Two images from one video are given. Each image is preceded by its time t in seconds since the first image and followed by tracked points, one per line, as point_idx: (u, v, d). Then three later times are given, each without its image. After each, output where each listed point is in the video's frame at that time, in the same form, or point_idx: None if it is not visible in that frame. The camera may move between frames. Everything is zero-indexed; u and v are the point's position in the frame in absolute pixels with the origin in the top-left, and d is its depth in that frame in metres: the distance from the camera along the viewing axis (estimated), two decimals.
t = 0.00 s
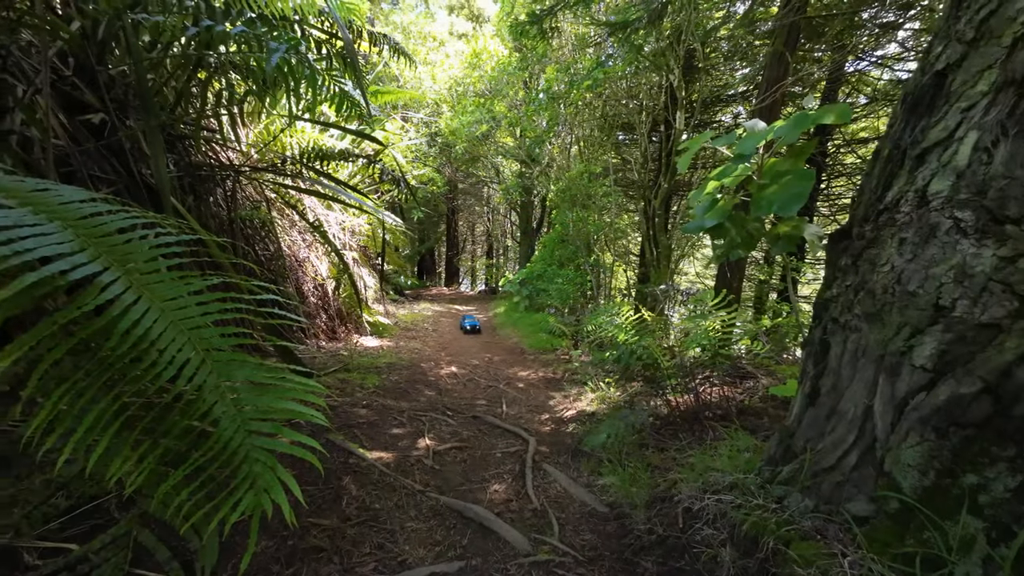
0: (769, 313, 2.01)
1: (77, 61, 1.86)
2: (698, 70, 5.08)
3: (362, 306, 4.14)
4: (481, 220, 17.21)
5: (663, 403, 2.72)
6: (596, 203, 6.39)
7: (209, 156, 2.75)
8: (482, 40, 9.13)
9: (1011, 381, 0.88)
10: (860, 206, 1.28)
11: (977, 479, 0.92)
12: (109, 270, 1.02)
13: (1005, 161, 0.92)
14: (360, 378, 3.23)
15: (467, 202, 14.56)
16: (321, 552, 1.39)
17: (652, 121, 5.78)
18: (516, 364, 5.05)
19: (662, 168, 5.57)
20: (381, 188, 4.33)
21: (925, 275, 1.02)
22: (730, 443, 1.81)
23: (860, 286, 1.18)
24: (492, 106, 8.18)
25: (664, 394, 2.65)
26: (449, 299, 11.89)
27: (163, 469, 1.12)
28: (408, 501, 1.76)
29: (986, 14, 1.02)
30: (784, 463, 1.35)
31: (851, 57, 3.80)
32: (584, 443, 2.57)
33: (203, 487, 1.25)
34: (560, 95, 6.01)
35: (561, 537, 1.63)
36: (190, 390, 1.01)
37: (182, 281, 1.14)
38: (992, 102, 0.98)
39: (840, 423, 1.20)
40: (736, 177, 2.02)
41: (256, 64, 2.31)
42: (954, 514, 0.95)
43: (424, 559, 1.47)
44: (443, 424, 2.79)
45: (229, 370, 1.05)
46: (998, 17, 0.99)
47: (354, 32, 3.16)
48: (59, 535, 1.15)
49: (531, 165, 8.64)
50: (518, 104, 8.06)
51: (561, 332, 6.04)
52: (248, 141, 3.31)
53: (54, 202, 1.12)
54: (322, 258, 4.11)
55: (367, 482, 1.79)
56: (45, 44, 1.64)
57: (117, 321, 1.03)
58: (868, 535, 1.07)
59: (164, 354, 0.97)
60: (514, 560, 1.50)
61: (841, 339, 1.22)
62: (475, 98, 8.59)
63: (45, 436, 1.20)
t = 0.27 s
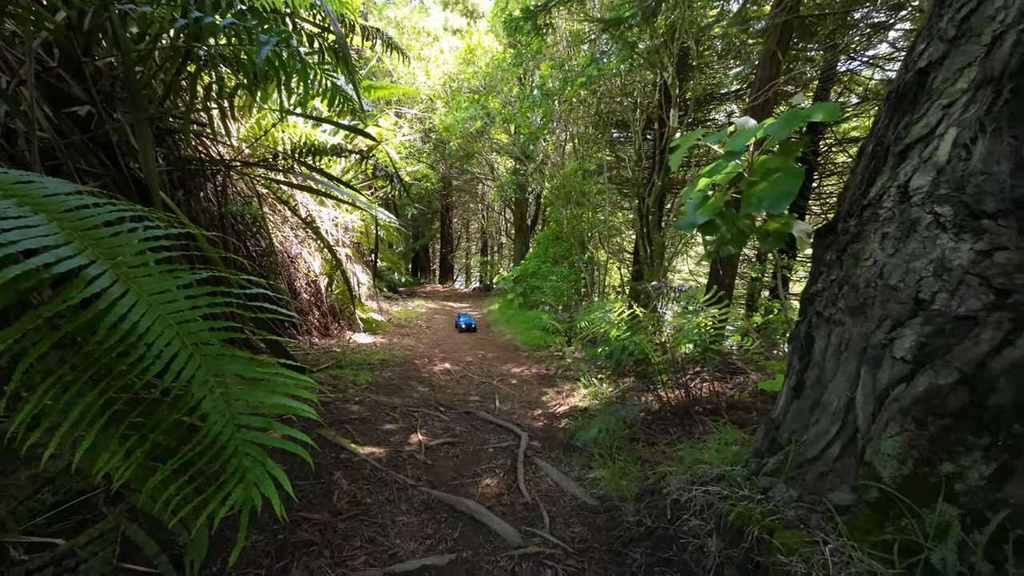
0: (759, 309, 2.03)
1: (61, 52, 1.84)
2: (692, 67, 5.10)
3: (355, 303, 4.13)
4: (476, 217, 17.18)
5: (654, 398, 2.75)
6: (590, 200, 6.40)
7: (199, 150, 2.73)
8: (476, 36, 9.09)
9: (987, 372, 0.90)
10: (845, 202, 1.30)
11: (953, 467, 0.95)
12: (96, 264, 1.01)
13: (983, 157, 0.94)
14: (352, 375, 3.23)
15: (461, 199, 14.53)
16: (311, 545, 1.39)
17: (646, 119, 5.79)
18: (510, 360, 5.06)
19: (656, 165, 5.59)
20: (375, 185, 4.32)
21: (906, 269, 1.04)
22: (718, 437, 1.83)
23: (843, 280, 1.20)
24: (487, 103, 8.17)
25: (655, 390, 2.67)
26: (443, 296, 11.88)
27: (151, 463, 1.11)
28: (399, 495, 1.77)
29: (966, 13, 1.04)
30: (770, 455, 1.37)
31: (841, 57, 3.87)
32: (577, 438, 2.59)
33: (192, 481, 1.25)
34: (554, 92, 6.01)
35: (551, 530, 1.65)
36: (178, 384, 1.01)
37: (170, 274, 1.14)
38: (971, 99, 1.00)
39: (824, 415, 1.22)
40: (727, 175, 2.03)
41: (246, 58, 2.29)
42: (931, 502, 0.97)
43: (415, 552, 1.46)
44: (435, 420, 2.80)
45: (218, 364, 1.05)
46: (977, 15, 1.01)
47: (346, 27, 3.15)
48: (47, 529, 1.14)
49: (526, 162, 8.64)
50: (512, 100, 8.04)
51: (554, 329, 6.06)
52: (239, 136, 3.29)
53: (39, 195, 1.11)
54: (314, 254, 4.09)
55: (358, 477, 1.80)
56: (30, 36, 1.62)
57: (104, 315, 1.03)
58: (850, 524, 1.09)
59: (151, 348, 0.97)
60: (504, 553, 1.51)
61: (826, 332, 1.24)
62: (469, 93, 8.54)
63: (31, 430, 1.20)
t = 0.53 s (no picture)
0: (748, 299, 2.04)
1: (45, 38, 1.81)
2: (687, 60, 5.09)
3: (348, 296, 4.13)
4: (471, 211, 17.14)
5: (645, 388, 2.77)
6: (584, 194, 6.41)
7: (188, 141, 2.71)
8: (471, 27, 9.01)
9: (960, 354, 0.93)
10: (829, 189, 1.31)
11: (928, 448, 0.97)
12: (80, 250, 1.01)
13: (960, 144, 0.97)
14: (345, 367, 3.24)
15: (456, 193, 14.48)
16: (302, 531, 1.41)
17: (641, 112, 5.79)
18: (504, 353, 5.07)
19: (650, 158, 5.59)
20: (367, 177, 4.31)
21: (885, 255, 1.06)
22: (706, 424, 1.85)
23: (826, 267, 1.21)
24: (482, 96, 8.12)
25: (646, 380, 2.69)
26: (438, 290, 11.86)
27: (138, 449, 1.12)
28: (390, 483, 1.79)
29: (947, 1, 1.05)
30: (754, 440, 1.39)
31: (838, 52, 3.86)
32: (568, 428, 2.60)
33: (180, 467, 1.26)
34: (549, 84, 5.98)
35: (541, 516, 1.67)
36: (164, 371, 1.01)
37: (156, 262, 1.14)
38: (951, 86, 1.01)
39: (806, 400, 1.24)
40: (718, 166, 2.04)
41: (235, 47, 2.27)
42: (906, 482, 1.00)
43: (405, 538, 1.48)
44: (428, 411, 2.81)
45: (204, 352, 1.06)
46: (958, 3, 1.03)
47: (338, 17, 3.13)
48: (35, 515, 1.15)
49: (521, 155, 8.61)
50: (507, 93, 8.00)
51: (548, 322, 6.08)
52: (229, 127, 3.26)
53: (22, 181, 1.11)
54: (307, 247, 4.08)
55: (349, 466, 1.81)
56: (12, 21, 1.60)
57: (88, 302, 1.03)
58: (828, 505, 1.12)
59: (137, 335, 0.98)
60: (493, 538, 1.52)
61: (808, 319, 1.26)
62: (464, 85, 8.50)
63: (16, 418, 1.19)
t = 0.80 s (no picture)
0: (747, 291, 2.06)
1: (47, 33, 1.82)
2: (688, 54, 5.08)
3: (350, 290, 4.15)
4: (471, 207, 17.14)
5: (646, 380, 2.79)
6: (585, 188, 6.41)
7: (189, 135, 2.72)
8: (472, 21, 8.97)
9: (953, 337, 0.95)
10: (827, 178, 1.32)
11: (921, 429, 0.99)
12: (89, 241, 1.03)
13: (956, 130, 0.99)
14: (348, 360, 3.26)
15: (456, 188, 14.48)
16: (308, 516, 1.43)
17: (642, 106, 5.78)
18: (505, 347, 5.10)
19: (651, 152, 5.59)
20: (369, 172, 4.32)
21: (881, 241, 1.08)
22: (705, 413, 1.87)
23: (824, 255, 1.23)
24: (482, 91, 8.11)
25: (646, 372, 2.72)
26: (439, 285, 11.89)
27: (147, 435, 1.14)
28: (394, 472, 1.81)
29: None
30: (752, 426, 1.42)
31: (840, 45, 3.88)
32: (569, 419, 2.63)
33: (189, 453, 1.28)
34: (549, 78, 5.98)
35: (542, 503, 1.70)
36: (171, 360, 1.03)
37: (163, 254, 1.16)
38: (947, 74, 1.03)
39: (803, 386, 1.26)
40: (717, 159, 2.05)
41: (237, 41, 2.28)
42: (900, 462, 1.02)
43: (409, 523, 1.51)
44: (430, 403, 2.84)
45: (211, 341, 1.07)
46: None
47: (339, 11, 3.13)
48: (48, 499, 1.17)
49: (521, 150, 8.61)
50: (507, 87, 7.99)
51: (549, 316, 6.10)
52: (231, 122, 3.27)
53: (30, 173, 1.12)
54: (309, 242, 4.10)
55: (354, 454, 1.84)
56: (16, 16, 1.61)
57: (97, 292, 1.05)
58: (824, 486, 1.14)
59: (146, 324, 1.00)
60: (495, 523, 1.55)
61: (806, 306, 1.28)
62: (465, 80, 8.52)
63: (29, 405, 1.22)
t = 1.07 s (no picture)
0: (759, 289, 2.05)
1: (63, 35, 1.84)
2: (695, 52, 5.05)
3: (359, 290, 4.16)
4: (477, 207, 17.14)
5: (656, 378, 2.78)
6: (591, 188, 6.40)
7: (201, 136, 2.74)
8: (478, 21, 8.97)
9: (979, 332, 0.94)
10: (845, 173, 1.31)
11: (946, 425, 0.99)
12: (110, 239, 1.04)
13: (981, 122, 0.97)
14: (357, 359, 3.28)
15: (462, 188, 14.50)
16: (325, 511, 1.44)
17: (649, 104, 5.76)
18: (512, 346, 5.10)
19: (658, 150, 5.57)
20: (377, 172, 4.33)
21: (903, 236, 1.07)
22: (719, 411, 1.86)
23: (843, 250, 1.22)
24: (488, 91, 8.12)
25: (657, 370, 2.71)
26: (445, 285, 11.90)
27: (168, 431, 1.15)
28: (408, 469, 1.82)
29: None
30: (769, 423, 1.41)
31: (848, 40, 3.82)
32: (579, 417, 2.62)
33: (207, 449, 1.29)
34: (556, 77, 5.96)
35: (556, 500, 1.69)
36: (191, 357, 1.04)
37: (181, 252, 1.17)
38: (971, 65, 1.01)
39: (822, 382, 1.25)
40: (729, 156, 2.04)
41: (248, 41, 2.30)
42: (923, 459, 1.01)
43: (425, 519, 1.51)
44: (440, 401, 2.84)
45: (230, 338, 1.08)
46: None
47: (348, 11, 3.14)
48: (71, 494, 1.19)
49: (527, 149, 8.60)
50: (513, 87, 7.98)
51: (556, 315, 6.10)
52: (241, 123, 3.29)
53: (52, 174, 1.14)
54: (318, 242, 4.12)
55: (367, 451, 1.84)
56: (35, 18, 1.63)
57: (118, 290, 1.06)
58: (845, 483, 1.13)
59: (167, 321, 1.00)
60: (510, 520, 1.55)
61: (825, 302, 1.27)
62: (471, 80, 8.53)
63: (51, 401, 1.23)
